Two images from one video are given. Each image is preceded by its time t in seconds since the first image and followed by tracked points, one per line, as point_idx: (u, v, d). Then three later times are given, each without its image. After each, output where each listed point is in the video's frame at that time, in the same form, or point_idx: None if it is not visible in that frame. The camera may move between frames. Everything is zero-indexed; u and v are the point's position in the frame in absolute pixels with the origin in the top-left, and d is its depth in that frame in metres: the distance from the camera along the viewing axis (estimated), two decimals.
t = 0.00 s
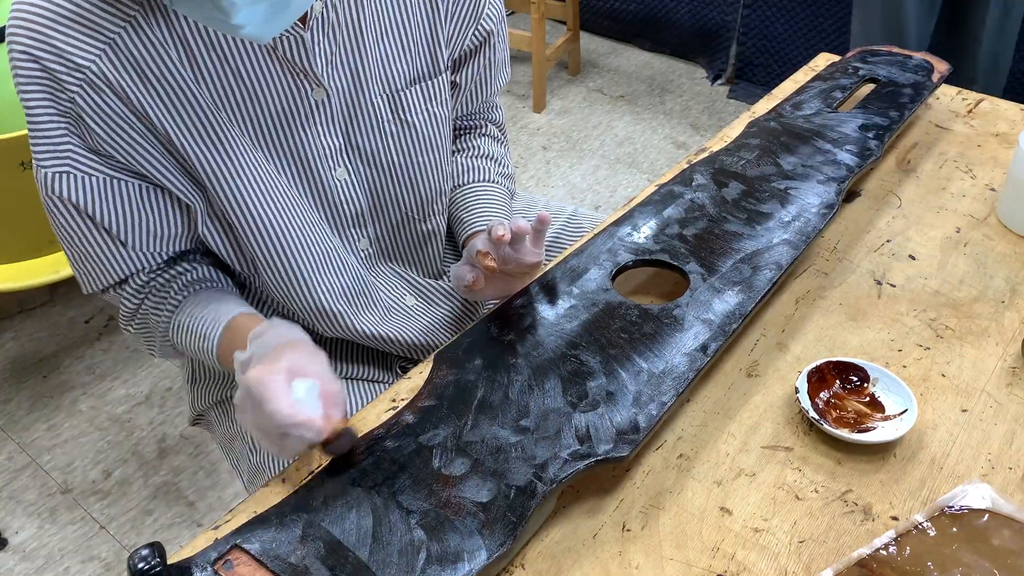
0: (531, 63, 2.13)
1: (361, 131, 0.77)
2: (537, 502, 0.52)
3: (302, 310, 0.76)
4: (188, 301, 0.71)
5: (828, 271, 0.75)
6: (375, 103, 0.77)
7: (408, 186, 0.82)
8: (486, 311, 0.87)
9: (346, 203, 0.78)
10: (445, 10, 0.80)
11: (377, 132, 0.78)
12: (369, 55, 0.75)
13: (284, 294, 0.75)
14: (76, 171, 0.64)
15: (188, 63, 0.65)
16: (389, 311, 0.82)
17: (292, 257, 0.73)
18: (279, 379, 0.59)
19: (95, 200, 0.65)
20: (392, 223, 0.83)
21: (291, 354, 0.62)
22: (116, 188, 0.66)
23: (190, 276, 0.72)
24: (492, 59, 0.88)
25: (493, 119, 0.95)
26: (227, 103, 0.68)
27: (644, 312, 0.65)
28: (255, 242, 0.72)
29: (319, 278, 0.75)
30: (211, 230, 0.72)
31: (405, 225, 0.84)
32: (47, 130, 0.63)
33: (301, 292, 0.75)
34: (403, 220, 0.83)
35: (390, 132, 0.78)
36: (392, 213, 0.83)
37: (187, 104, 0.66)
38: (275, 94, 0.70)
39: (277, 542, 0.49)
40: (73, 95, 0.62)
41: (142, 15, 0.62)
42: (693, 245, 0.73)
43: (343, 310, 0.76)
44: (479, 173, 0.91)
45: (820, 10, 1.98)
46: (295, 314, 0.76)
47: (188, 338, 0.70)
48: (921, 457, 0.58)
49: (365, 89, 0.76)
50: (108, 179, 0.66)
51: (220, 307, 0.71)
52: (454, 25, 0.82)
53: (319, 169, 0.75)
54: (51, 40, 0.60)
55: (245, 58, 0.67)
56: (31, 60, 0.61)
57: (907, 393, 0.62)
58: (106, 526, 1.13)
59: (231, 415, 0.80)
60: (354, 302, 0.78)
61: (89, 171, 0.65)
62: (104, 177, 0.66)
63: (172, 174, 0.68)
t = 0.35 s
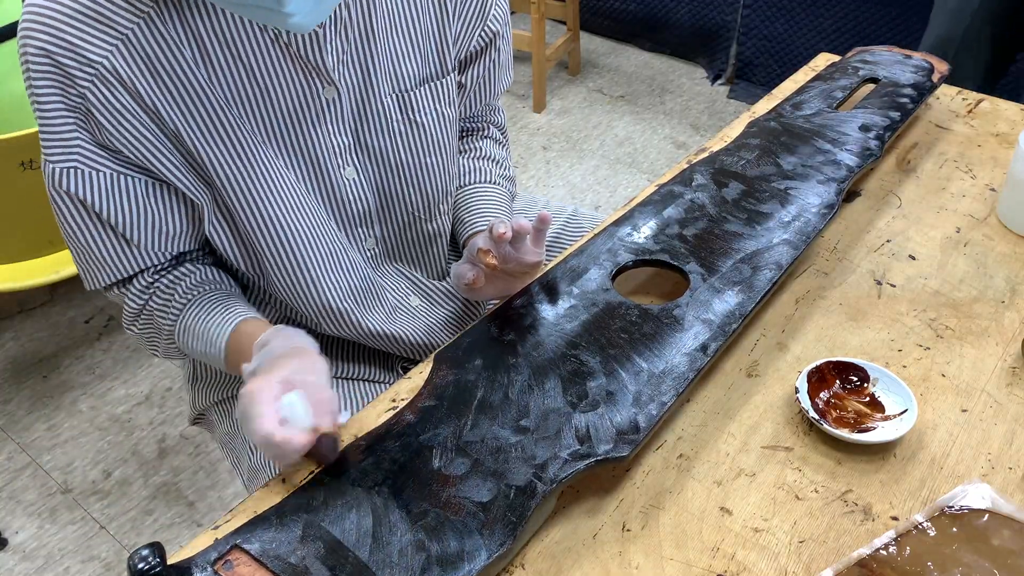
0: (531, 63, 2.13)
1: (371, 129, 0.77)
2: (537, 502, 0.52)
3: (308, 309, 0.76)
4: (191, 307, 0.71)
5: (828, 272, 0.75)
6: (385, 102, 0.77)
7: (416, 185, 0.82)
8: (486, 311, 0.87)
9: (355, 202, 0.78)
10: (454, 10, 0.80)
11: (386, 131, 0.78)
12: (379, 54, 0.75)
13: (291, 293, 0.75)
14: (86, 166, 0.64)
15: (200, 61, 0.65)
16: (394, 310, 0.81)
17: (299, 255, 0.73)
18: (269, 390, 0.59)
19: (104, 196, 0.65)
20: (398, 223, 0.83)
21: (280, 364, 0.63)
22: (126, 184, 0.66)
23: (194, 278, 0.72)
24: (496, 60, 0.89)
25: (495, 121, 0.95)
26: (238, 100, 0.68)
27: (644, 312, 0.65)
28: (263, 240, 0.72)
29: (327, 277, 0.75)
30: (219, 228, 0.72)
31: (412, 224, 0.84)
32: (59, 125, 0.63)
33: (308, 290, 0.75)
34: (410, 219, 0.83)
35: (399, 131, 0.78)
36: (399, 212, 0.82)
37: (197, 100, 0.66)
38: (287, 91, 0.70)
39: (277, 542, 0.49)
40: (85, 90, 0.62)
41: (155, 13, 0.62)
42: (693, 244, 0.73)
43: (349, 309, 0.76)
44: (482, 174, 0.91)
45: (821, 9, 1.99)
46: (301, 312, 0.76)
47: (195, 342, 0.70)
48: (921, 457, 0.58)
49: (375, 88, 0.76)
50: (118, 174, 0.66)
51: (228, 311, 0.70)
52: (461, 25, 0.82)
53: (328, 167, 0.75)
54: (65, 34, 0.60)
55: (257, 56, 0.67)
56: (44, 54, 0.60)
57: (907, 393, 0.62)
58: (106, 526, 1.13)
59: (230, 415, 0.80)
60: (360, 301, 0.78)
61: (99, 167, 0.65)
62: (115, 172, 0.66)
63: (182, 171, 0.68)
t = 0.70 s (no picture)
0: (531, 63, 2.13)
1: (375, 127, 0.77)
2: (537, 502, 0.52)
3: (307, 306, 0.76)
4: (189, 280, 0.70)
5: (828, 271, 0.75)
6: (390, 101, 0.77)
7: (418, 184, 0.82)
8: (485, 312, 0.87)
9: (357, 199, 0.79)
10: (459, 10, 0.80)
11: (390, 128, 0.78)
12: (385, 53, 0.75)
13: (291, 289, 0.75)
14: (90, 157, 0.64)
15: (208, 55, 0.65)
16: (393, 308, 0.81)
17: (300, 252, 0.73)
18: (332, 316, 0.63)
19: (107, 188, 0.65)
20: (400, 220, 0.83)
21: (343, 297, 0.64)
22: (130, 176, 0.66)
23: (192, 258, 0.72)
24: (498, 62, 0.89)
25: (496, 123, 0.95)
26: (245, 95, 0.68)
27: (644, 312, 0.65)
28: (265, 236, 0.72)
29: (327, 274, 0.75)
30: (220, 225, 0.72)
31: (413, 222, 0.84)
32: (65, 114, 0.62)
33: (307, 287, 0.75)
34: (411, 217, 0.83)
35: (403, 129, 0.78)
36: (401, 210, 0.82)
37: (203, 94, 0.66)
38: (294, 87, 0.70)
39: (277, 542, 0.49)
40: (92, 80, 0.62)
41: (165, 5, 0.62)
42: (693, 245, 0.73)
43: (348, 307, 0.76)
44: (482, 175, 0.91)
45: (820, 9, 1.99)
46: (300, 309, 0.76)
47: (191, 316, 0.69)
48: (921, 458, 0.58)
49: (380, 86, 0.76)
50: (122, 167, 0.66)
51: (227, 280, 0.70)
52: (465, 26, 0.83)
53: (332, 164, 0.75)
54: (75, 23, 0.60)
55: (266, 53, 0.67)
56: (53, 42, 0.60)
57: (906, 393, 0.62)
58: (106, 526, 1.13)
59: (229, 413, 0.80)
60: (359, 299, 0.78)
61: (104, 158, 0.65)
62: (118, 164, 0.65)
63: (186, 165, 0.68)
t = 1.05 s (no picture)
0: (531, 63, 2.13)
1: (368, 125, 0.77)
2: (537, 502, 0.52)
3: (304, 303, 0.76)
4: (200, 295, 0.71)
5: (828, 271, 0.75)
6: (383, 98, 0.77)
7: (414, 182, 0.82)
8: (485, 311, 0.87)
9: (352, 197, 0.79)
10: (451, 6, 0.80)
11: (384, 126, 0.78)
12: (377, 50, 0.75)
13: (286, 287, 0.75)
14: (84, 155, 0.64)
15: (198, 54, 0.65)
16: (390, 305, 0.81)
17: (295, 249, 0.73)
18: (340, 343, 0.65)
19: (103, 185, 0.66)
20: (397, 218, 0.83)
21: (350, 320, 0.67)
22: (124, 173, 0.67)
23: (199, 268, 0.73)
24: (492, 59, 0.89)
25: (494, 121, 0.95)
26: (236, 94, 0.68)
27: (644, 312, 0.65)
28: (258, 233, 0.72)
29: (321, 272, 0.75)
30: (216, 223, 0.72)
31: (410, 221, 0.84)
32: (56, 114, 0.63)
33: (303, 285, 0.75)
34: (408, 214, 0.83)
35: (396, 126, 0.78)
36: (397, 208, 0.82)
37: (193, 93, 0.66)
38: (284, 85, 0.70)
39: (277, 542, 0.49)
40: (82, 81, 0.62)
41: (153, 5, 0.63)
42: (693, 245, 0.73)
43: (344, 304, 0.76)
44: (481, 175, 0.91)
45: (820, 9, 1.97)
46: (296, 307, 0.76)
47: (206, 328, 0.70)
48: (921, 458, 0.58)
49: (372, 83, 0.76)
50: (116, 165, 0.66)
51: (240, 297, 0.72)
52: (457, 23, 0.83)
53: (325, 161, 0.75)
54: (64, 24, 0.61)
55: (255, 51, 0.67)
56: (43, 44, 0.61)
57: (906, 393, 0.62)
58: (106, 526, 1.13)
59: (228, 413, 0.80)
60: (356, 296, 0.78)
61: (98, 156, 0.65)
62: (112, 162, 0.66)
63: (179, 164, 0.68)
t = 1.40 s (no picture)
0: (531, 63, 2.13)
1: (352, 118, 0.77)
2: (537, 502, 0.51)
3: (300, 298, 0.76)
4: (220, 284, 0.74)
5: (828, 271, 0.75)
6: (365, 91, 0.77)
7: (403, 174, 0.81)
8: (482, 312, 0.87)
9: (341, 192, 0.78)
10: None
11: (368, 119, 0.77)
12: (356, 42, 0.75)
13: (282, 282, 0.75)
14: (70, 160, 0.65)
15: (175, 54, 0.65)
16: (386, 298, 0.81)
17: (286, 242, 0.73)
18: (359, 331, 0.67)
19: (93, 188, 0.66)
20: (389, 213, 0.83)
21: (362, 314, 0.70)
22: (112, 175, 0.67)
23: (204, 263, 0.75)
24: (478, 48, 0.88)
25: (485, 115, 0.95)
26: (217, 91, 0.68)
27: (644, 311, 0.65)
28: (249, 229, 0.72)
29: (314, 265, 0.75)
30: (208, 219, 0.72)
31: (403, 216, 0.84)
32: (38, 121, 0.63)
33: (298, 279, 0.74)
34: (401, 209, 0.83)
35: (382, 119, 0.78)
36: (389, 202, 0.82)
37: (173, 92, 0.66)
38: (264, 81, 0.70)
39: (277, 542, 0.49)
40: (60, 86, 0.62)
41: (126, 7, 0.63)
42: (693, 244, 0.73)
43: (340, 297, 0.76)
44: (476, 171, 0.90)
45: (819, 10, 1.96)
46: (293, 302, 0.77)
47: (233, 312, 0.73)
48: (921, 457, 0.58)
49: (354, 76, 0.75)
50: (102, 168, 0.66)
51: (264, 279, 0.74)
52: (439, 15, 0.82)
53: (311, 156, 0.75)
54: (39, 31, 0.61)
55: (232, 47, 0.67)
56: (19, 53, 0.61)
57: (907, 393, 0.62)
58: (106, 526, 1.13)
59: (225, 414, 0.80)
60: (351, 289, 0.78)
61: (85, 159, 0.65)
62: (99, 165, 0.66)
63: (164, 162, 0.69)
